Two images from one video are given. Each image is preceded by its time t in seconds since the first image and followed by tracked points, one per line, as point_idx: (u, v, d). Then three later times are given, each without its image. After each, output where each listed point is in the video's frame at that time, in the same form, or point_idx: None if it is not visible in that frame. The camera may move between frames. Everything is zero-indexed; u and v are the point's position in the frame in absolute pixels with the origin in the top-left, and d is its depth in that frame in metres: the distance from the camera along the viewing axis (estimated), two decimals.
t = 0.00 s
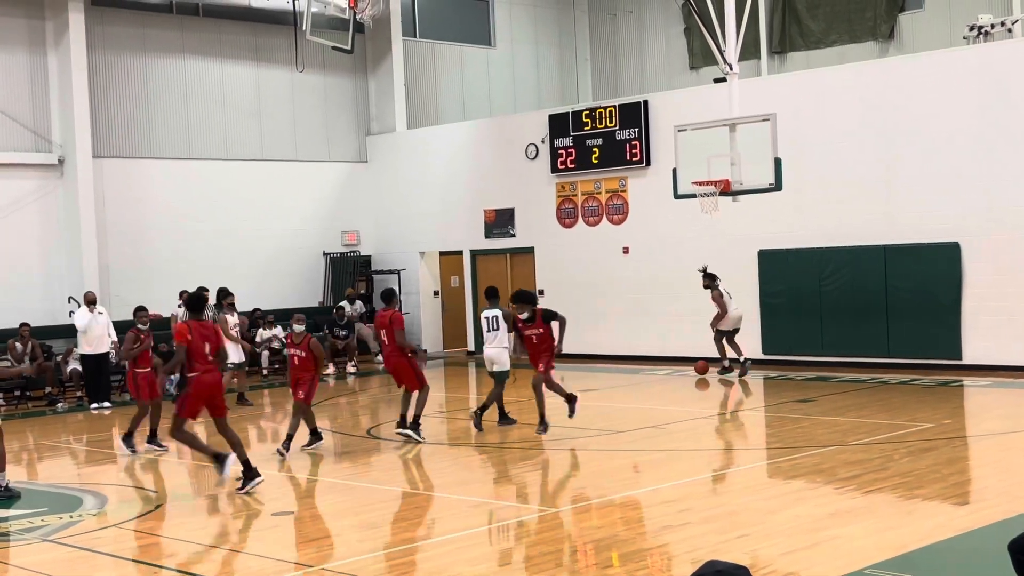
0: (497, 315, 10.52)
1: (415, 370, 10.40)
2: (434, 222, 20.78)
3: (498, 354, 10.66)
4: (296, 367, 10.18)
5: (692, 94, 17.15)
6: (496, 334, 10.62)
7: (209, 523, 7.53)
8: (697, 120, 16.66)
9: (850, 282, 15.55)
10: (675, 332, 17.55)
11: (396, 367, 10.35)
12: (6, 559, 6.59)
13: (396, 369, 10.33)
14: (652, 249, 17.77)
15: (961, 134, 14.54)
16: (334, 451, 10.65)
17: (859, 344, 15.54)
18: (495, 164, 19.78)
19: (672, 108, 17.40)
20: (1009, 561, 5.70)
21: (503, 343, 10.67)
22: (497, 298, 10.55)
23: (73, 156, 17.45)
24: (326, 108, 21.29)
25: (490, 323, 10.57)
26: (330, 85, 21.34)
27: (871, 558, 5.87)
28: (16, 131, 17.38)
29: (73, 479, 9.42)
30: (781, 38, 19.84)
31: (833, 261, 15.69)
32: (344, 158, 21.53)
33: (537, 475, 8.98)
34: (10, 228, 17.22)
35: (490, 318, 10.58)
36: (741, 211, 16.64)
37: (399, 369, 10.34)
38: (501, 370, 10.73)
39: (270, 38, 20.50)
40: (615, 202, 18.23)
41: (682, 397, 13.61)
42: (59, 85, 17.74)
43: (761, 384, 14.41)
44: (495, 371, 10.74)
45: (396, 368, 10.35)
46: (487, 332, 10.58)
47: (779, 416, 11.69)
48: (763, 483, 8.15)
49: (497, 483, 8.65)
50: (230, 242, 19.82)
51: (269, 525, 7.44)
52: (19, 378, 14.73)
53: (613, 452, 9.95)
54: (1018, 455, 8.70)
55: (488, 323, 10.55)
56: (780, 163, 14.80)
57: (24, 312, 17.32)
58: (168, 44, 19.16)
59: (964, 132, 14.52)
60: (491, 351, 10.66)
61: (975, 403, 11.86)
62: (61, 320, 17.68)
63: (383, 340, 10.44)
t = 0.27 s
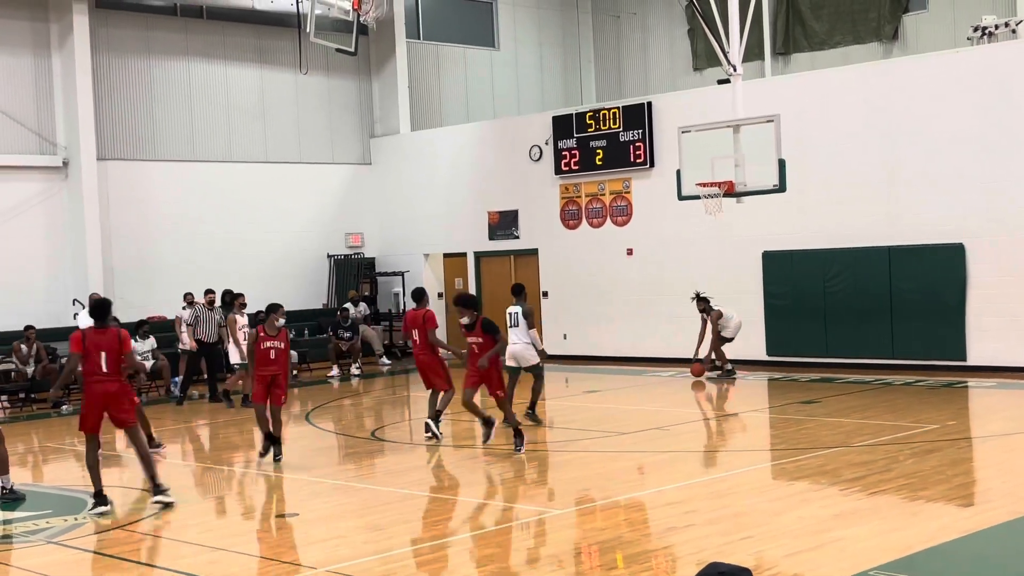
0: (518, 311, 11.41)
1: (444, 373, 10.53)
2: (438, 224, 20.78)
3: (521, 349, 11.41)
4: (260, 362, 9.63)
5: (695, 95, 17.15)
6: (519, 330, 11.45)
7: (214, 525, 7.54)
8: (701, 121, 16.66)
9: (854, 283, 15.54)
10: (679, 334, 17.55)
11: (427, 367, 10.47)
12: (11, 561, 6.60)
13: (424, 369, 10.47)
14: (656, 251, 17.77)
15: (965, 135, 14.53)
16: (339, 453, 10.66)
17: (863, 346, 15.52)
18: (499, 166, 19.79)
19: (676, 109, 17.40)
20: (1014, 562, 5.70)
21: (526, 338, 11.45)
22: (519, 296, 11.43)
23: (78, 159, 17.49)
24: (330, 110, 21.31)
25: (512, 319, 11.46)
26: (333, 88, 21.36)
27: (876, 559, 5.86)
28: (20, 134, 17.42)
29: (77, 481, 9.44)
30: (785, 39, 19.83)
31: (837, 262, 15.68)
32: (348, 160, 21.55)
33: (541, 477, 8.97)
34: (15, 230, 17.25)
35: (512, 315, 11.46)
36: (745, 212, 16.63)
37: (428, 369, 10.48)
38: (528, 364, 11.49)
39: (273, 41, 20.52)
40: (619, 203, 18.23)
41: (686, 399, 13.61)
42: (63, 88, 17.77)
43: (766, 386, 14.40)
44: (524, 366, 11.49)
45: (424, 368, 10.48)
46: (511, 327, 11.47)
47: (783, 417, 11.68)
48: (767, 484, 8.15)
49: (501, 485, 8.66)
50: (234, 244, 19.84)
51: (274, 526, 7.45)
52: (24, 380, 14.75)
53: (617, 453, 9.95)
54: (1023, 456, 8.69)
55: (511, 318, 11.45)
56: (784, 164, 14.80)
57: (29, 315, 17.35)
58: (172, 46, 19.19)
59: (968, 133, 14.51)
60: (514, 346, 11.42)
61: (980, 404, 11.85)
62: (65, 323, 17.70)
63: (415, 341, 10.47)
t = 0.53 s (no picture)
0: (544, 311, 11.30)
1: (464, 366, 10.90)
2: (442, 226, 20.80)
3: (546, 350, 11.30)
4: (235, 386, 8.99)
5: (699, 97, 17.15)
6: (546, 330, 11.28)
7: (218, 527, 7.55)
8: (705, 123, 16.65)
9: (859, 285, 15.52)
10: (684, 335, 17.55)
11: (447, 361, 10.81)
12: (17, 564, 6.61)
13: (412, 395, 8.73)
14: (660, 252, 17.76)
15: (968, 136, 14.52)
16: (344, 455, 10.66)
17: (868, 347, 15.51)
18: (503, 168, 19.80)
19: (680, 111, 17.40)
20: (1019, 564, 5.69)
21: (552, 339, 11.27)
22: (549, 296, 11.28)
23: (82, 161, 17.52)
24: (334, 112, 21.34)
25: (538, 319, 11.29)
26: (338, 90, 21.38)
27: (881, 561, 5.86)
28: (25, 136, 17.46)
29: (82, 483, 9.45)
30: (789, 41, 19.82)
31: (841, 264, 15.67)
32: (352, 162, 21.57)
33: (546, 479, 8.98)
34: (20, 233, 17.29)
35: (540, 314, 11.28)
36: (750, 213, 16.62)
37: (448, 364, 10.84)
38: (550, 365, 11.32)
39: (278, 43, 20.55)
40: (623, 205, 18.22)
41: (690, 401, 13.61)
42: (67, 90, 17.81)
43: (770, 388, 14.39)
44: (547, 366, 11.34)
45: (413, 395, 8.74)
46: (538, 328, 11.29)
47: (788, 419, 11.67)
48: (772, 486, 8.14)
49: (506, 487, 8.66)
50: (238, 247, 19.86)
51: (279, 529, 7.45)
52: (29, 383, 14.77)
53: (622, 456, 9.94)
54: None
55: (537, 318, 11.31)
56: (788, 166, 14.79)
57: (34, 317, 17.39)
58: (176, 49, 19.22)
59: (973, 134, 14.49)
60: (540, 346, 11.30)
61: (985, 406, 11.83)
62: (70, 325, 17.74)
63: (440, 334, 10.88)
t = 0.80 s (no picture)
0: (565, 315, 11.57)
1: (483, 365, 10.93)
2: (447, 228, 20.81)
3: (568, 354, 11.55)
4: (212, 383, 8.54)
5: (704, 99, 17.14)
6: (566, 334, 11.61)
7: (223, 529, 7.56)
8: (710, 125, 16.65)
9: (864, 287, 15.50)
10: (688, 337, 17.54)
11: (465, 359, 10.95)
12: (22, 566, 6.61)
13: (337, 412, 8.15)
14: (665, 255, 17.76)
15: (973, 138, 14.51)
16: (348, 457, 10.67)
17: (873, 350, 15.49)
18: (507, 170, 19.80)
19: (685, 113, 17.40)
20: None
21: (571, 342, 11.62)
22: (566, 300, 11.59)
23: (87, 164, 17.56)
24: (339, 115, 21.37)
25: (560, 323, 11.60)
26: (343, 92, 21.42)
27: (886, 564, 5.85)
28: (31, 139, 17.50)
29: (88, 486, 9.47)
30: (794, 43, 19.79)
31: (846, 266, 15.65)
32: (357, 165, 21.59)
33: (551, 481, 8.98)
34: (25, 235, 17.32)
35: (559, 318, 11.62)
36: (754, 216, 16.61)
37: (465, 362, 10.98)
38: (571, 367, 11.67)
39: (283, 46, 20.59)
40: (627, 207, 18.22)
41: (695, 403, 13.60)
42: (73, 92, 17.86)
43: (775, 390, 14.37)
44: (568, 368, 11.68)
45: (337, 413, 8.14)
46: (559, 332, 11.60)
47: (793, 422, 11.66)
48: (777, 489, 8.13)
49: (511, 490, 8.66)
50: (243, 249, 19.89)
51: (284, 531, 7.46)
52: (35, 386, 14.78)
53: (627, 458, 9.94)
54: None
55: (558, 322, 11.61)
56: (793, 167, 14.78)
57: (39, 319, 17.42)
58: (182, 51, 19.25)
59: (978, 135, 14.47)
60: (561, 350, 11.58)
61: (990, 408, 11.82)
62: (75, 327, 17.78)
63: (463, 333, 11.04)
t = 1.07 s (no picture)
0: (586, 312, 11.61)
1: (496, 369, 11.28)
2: (452, 231, 20.83)
3: (588, 351, 11.60)
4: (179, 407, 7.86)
5: (710, 102, 17.14)
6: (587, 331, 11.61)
7: (230, 532, 7.57)
8: (715, 128, 16.64)
9: (870, 290, 15.48)
10: (694, 340, 17.53)
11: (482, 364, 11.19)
12: (26, 569, 6.62)
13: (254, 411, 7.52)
14: (671, 257, 17.75)
15: (978, 141, 14.49)
16: (353, 460, 10.69)
17: (879, 352, 15.46)
18: (513, 173, 19.81)
19: (690, 116, 17.40)
20: None
21: (592, 339, 11.62)
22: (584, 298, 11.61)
23: (94, 166, 17.60)
24: (345, 117, 21.39)
25: (580, 320, 11.61)
26: (348, 95, 21.44)
27: (891, 567, 5.84)
28: (37, 141, 17.54)
29: (93, 487, 9.49)
30: (800, 46, 19.78)
31: (852, 269, 15.63)
32: (363, 167, 21.62)
33: (556, 484, 8.98)
34: (31, 238, 17.36)
35: (579, 316, 11.63)
36: (760, 219, 16.59)
37: (481, 366, 11.24)
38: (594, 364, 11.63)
39: (289, 48, 20.63)
40: (633, 210, 18.21)
41: (700, 406, 13.60)
42: (79, 95, 17.90)
43: (781, 393, 14.35)
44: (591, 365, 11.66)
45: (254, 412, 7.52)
46: (580, 329, 11.60)
47: (799, 425, 11.66)
48: (783, 492, 8.12)
49: (516, 492, 8.66)
50: (249, 252, 19.92)
51: (289, 533, 7.48)
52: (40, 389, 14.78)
53: (632, 461, 9.93)
54: None
55: (579, 320, 11.61)
56: (798, 170, 14.79)
57: (45, 321, 17.46)
58: (188, 54, 19.29)
59: (984, 138, 14.45)
60: (582, 347, 11.59)
61: (997, 411, 11.79)
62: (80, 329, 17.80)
63: (473, 338, 11.27)
